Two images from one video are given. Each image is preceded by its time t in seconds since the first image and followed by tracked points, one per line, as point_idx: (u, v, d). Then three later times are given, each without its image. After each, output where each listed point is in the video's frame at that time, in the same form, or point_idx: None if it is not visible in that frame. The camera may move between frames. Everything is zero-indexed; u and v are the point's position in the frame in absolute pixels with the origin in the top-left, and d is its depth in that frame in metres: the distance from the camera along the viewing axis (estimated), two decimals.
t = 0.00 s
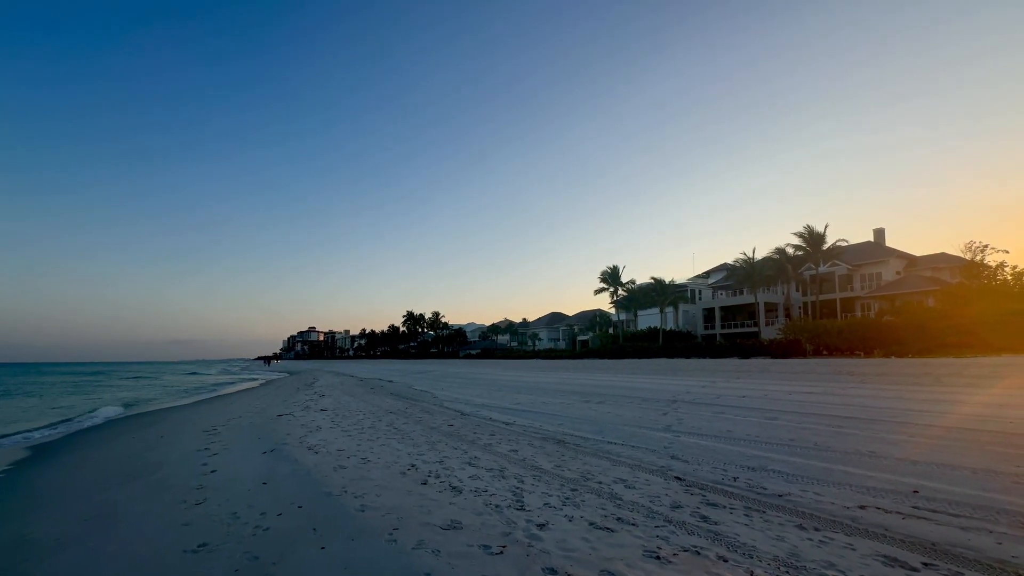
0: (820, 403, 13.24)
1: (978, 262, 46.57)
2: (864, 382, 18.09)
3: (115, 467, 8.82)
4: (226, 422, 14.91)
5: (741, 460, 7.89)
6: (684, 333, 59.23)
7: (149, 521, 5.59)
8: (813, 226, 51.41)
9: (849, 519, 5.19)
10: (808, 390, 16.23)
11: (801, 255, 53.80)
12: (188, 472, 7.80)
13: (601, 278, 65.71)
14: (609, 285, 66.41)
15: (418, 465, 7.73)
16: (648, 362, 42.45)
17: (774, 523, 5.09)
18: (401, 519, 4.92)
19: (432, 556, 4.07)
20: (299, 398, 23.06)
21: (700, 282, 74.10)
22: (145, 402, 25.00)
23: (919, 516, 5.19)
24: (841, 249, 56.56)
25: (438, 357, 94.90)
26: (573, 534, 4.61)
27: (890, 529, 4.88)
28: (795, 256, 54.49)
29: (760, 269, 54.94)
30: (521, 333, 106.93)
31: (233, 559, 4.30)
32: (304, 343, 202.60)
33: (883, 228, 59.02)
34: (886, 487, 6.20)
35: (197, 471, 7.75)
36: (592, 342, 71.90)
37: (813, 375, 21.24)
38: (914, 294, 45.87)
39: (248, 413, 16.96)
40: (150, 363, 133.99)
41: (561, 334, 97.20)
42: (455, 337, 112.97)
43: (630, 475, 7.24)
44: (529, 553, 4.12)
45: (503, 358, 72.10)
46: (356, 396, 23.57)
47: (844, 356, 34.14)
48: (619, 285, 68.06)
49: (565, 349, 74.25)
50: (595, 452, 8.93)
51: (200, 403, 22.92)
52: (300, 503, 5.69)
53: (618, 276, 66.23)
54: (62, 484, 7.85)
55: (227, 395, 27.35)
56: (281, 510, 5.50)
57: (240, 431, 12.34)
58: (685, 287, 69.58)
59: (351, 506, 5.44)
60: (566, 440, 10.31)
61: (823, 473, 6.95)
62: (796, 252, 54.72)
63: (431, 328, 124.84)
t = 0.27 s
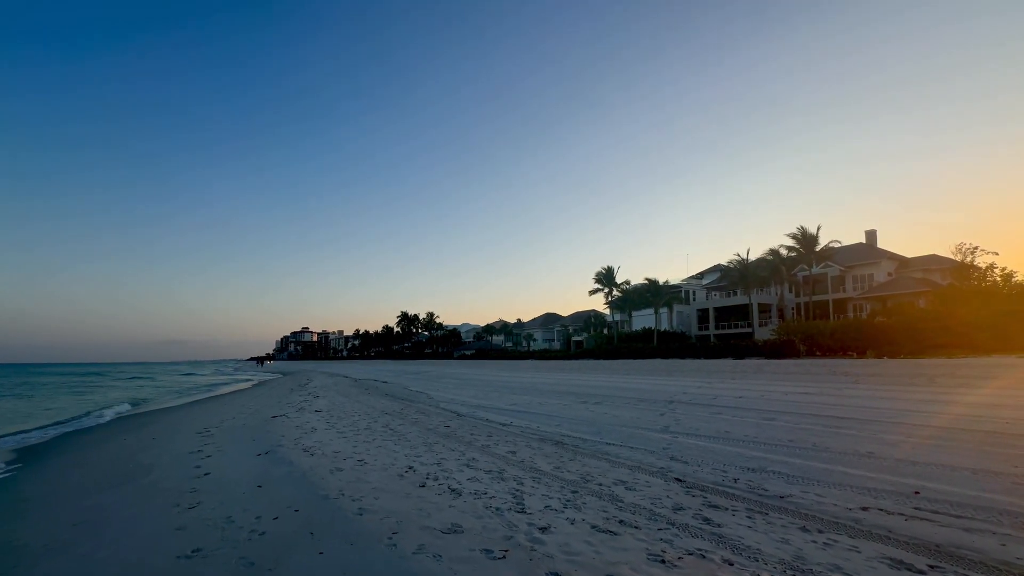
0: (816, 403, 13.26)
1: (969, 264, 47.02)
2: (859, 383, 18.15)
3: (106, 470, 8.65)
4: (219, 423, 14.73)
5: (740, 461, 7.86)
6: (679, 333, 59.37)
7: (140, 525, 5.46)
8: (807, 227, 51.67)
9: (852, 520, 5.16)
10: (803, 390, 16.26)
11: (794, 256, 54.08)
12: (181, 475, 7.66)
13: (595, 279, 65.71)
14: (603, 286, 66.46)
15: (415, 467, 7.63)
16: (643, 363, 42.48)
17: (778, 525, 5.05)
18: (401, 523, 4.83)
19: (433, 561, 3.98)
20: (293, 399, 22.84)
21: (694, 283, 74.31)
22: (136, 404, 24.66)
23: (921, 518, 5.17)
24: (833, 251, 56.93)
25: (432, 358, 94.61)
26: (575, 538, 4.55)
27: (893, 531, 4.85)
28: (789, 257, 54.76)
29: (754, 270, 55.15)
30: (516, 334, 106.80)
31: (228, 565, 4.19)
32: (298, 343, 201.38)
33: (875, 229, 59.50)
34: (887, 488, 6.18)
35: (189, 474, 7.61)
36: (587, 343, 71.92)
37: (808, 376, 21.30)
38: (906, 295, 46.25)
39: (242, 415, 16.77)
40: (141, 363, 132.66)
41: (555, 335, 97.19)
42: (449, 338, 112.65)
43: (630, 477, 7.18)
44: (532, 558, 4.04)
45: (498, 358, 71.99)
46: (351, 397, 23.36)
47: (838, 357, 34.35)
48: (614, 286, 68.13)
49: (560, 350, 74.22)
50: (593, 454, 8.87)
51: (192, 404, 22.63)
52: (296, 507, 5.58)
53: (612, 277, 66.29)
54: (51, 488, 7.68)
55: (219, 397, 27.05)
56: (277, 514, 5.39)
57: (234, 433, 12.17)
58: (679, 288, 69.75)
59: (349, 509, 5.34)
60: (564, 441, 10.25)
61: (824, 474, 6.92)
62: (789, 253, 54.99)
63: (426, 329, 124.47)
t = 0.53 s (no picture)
0: (812, 404, 13.28)
1: (958, 266, 47.56)
2: (853, 384, 18.23)
3: (96, 473, 8.48)
4: (211, 425, 14.54)
5: (739, 462, 7.83)
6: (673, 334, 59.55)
7: (131, 531, 5.33)
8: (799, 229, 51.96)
9: (854, 522, 5.13)
10: (798, 391, 16.30)
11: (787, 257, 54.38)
12: (172, 478, 7.51)
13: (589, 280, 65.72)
14: (598, 287, 66.57)
15: (413, 469, 7.54)
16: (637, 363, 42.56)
17: (780, 527, 5.01)
18: (399, 527, 4.74)
19: (433, 566, 3.90)
20: (287, 400, 22.64)
21: (688, 283, 74.57)
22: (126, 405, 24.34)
23: (923, 519, 5.14)
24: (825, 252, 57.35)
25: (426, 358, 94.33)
26: (577, 541, 4.48)
27: (896, 532, 4.82)
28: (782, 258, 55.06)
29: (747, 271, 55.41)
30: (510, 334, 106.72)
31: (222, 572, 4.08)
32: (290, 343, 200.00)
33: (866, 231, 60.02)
34: (887, 489, 6.16)
35: (181, 477, 7.47)
36: (582, 343, 71.97)
37: (802, 376, 21.39)
38: (897, 296, 46.69)
39: (234, 416, 16.56)
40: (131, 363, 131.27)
41: (550, 335, 97.20)
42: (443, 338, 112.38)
43: (629, 478, 7.12)
44: (535, 562, 3.97)
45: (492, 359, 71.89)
46: (345, 398, 23.16)
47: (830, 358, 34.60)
48: (608, 287, 68.22)
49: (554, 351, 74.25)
50: (591, 455, 8.81)
51: (184, 405, 22.36)
52: (292, 510, 5.48)
53: (607, 278, 66.38)
54: (40, 493, 7.51)
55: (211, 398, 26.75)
56: (272, 518, 5.28)
57: (226, 435, 12.00)
58: (673, 288, 69.99)
59: (345, 513, 5.25)
60: (562, 442, 10.19)
61: (823, 474, 6.90)
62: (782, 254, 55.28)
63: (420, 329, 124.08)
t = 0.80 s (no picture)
0: (806, 404, 13.28)
1: (946, 267, 48.09)
2: (845, 384, 18.30)
3: (81, 476, 8.27)
4: (201, 426, 14.30)
5: (737, 462, 7.78)
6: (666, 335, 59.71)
7: (116, 536, 5.17)
8: (791, 230, 52.27)
9: (854, 523, 5.09)
10: (791, 391, 16.33)
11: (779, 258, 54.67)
12: (160, 481, 7.33)
13: (583, 280, 65.76)
14: (591, 288, 66.60)
15: (407, 471, 7.42)
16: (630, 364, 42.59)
17: (780, 529, 4.95)
18: (394, 530, 4.62)
19: (429, 572, 3.79)
20: (279, 400, 22.40)
21: (681, 284, 74.83)
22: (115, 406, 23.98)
23: (923, 520, 5.10)
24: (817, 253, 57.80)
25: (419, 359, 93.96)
26: (577, 545, 4.38)
27: (897, 534, 4.78)
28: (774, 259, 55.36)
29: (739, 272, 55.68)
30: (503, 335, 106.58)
31: None
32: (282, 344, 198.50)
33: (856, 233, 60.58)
34: (886, 489, 6.13)
35: (170, 480, 7.29)
36: (575, 343, 72.00)
37: (794, 376, 21.46)
38: (886, 297, 47.11)
39: (224, 417, 16.31)
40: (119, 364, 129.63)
41: (543, 336, 97.18)
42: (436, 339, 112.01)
43: (626, 479, 7.05)
44: (533, 566, 3.87)
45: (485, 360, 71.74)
46: (336, 398, 22.92)
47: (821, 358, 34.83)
48: (601, 287, 68.29)
49: (547, 351, 74.22)
50: (587, 456, 8.73)
51: (173, 406, 22.03)
52: (283, 514, 5.34)
53: (600, 278, 66.44)
54: (22, 496, 7.31)
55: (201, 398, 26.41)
56: (263, 522, 5.14)
57: (216, 436, 11.78)
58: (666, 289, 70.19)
59: (338, 517, 5.12)
60: (557, 443, 10.10)
61: (822, 475, 6.85)
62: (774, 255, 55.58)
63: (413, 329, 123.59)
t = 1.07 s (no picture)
0: (799, 405, 13.29)
1: (935, 269, 48.64)
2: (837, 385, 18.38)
3: (65, 480, 8.05)
4: (189, 428, 14.07)
5: (733, 464, 7.73)
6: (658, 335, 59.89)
7: (99, 543, 5.00)
8: (782, 231, 52.60)
9: (852, 525, 5.04)
10: (784, 392, 16.36)
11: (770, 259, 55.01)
12: (146, 485, 7.14)
13: (576, 281, 65.80)
14: (584, 288, 66.64)
15: (400, 474, 7.29)
16: (622, 364, 42.64)
17: (779, 532, 4.89)
18: (387, 537, 4.49)
19: None
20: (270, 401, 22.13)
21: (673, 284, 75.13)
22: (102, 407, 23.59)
23: (922, 522, 5.07)
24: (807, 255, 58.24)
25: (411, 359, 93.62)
26: (575, 550, 4.29)
27: (896, 536, 4.74)
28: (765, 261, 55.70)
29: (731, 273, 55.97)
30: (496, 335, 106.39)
31: None
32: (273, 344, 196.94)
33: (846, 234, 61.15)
34: (883, 491, 6.10)
35: (156, 484, 7.11)
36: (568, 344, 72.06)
37: (786, 377, 21.54)
38: (876, 298, 47.56)
39: (214, 419, 16.06)
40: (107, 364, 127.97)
41: (536, 336, 97.17)
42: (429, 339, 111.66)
43: (623, 482, 6.97)
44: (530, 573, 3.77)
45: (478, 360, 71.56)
46: (328, 399, 22.68)
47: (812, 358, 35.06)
48: (594, 288, 68.37)
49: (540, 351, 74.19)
50: (583, 458, 8.64)
51: (162, 407, 21.72)
52: (273, 519, 5.20)
53: (593, 279, 66.52)
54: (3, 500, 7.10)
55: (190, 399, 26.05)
56: (252, 528, 5.00)
57: (205, 438, 11.56)
58: (659, 290, 70.44)
59: (330, 522, 4.99)
60: (552, 445, 10.00)
61: (819, 477, 6.80)
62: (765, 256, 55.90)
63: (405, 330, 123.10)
